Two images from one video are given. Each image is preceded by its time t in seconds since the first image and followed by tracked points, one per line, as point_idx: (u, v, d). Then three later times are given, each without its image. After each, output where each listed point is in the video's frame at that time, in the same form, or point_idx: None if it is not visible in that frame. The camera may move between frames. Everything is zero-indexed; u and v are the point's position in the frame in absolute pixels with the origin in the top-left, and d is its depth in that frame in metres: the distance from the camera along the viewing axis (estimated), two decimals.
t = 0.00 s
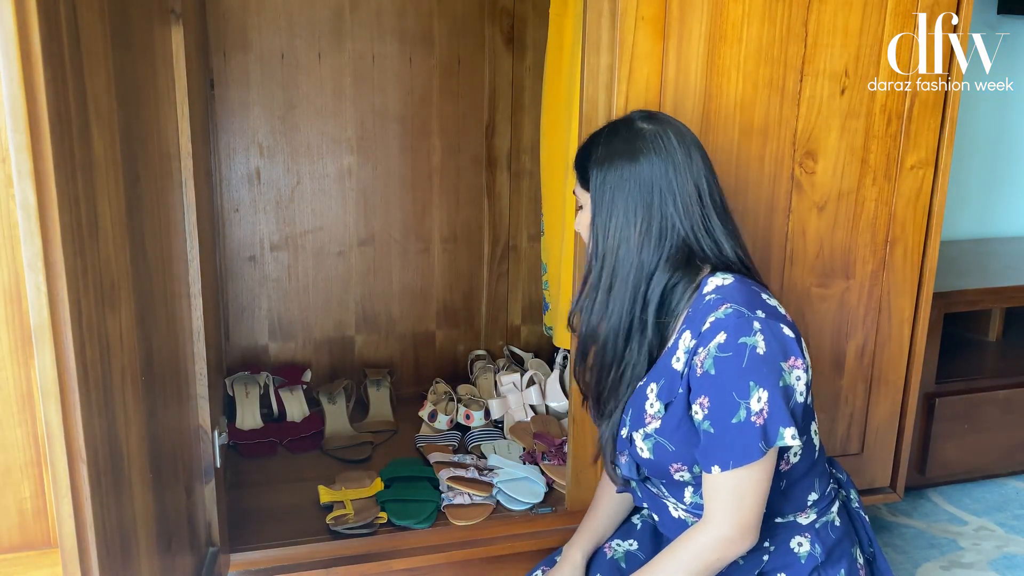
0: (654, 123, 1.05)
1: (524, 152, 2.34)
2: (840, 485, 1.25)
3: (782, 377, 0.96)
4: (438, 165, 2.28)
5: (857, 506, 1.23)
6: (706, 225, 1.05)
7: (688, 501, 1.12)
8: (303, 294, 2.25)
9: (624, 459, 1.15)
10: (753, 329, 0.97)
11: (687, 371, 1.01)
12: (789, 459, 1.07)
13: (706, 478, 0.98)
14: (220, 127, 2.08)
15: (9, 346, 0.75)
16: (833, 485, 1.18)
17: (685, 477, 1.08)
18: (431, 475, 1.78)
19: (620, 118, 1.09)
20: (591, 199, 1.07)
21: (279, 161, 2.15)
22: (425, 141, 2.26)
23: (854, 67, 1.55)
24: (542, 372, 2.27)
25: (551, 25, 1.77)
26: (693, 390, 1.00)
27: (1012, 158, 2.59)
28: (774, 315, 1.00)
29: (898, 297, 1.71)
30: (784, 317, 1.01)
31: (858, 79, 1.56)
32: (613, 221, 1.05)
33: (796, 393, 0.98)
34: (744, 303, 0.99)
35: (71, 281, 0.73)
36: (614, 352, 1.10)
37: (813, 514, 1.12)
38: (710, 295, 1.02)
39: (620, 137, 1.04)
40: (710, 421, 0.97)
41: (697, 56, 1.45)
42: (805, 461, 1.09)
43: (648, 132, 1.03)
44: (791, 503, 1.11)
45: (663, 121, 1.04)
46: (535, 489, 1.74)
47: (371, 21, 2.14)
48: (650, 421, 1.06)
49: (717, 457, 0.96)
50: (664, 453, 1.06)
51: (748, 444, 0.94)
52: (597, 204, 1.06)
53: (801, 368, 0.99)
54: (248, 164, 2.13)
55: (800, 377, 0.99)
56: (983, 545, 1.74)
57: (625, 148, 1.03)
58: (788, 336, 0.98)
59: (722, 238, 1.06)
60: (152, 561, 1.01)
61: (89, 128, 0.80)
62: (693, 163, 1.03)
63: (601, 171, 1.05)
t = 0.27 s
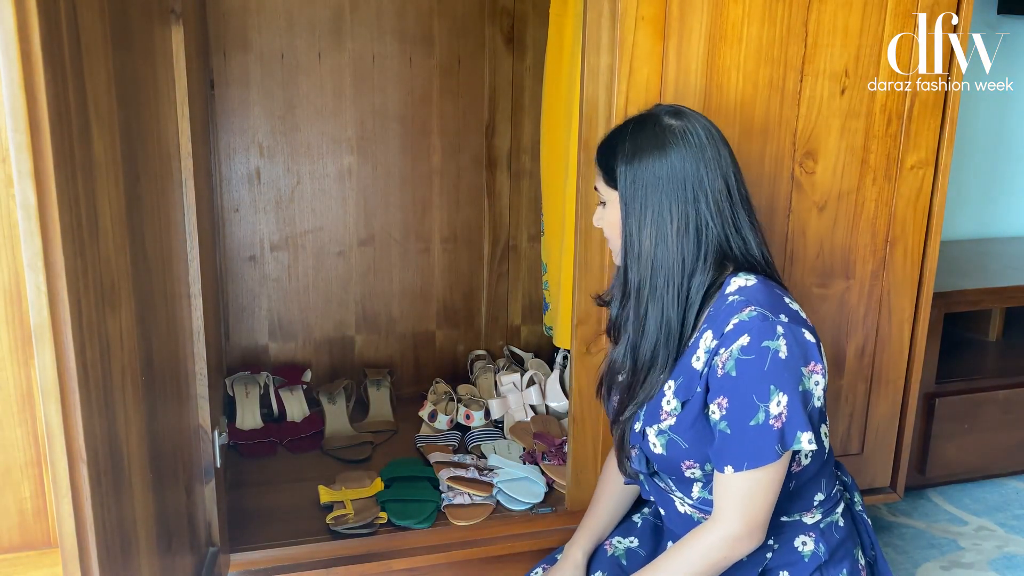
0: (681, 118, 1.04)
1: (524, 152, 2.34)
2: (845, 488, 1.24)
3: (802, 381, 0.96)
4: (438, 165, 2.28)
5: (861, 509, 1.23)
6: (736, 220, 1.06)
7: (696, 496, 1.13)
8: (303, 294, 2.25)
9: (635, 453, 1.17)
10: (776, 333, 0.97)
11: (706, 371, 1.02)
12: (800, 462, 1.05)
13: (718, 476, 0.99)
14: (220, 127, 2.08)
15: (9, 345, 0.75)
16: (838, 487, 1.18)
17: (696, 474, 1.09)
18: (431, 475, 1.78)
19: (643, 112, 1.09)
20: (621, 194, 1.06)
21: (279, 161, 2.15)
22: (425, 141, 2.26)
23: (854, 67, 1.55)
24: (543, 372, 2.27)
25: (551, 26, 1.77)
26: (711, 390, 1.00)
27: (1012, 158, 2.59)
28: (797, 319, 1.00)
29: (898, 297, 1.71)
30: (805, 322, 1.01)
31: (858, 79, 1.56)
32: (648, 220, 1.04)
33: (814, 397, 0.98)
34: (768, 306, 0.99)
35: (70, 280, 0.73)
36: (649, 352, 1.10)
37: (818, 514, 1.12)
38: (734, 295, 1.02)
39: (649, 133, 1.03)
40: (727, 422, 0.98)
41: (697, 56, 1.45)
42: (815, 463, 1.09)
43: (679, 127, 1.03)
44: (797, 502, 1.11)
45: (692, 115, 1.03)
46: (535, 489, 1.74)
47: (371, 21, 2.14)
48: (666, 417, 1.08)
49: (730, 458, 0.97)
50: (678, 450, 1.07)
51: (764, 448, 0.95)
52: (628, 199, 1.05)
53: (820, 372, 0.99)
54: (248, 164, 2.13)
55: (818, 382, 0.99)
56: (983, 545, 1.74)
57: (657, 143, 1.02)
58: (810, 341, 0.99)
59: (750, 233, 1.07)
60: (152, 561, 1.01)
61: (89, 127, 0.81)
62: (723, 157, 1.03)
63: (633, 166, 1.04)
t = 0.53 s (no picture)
0: (695, 115, 1.04)
1: (524, 152, 2.34)
2: (848, 489, 1.24)
3: (813, 385, 0.97)
4: (438, 165, 2.28)
5: (863, 510, 1.23)
6: (749, 218, 1.06)
7: (700, 494, 1.13)
8: (303, 294, 2.25)
9: (640, 451, 1.15)
10: (789, 336, 0.97)
11: (717, 371, 1.02)
12: (806, 464, 1.05)
13: (724, 476, 0.99)
14: (220, 127, 2.08)
15: (9, 345, 0.75)
16: (841, 488, 1.18)
17: (702, 474, 1.09)
18: (431, 475, 1.78)
19: (657, 110, 1.09)
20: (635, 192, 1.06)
21: (279, 161, 2.15)
22: (425, 141, 2.26)
23: (854, 67, 1.55)
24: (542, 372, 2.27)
25: (551, 26, 1.77)
26: (721, 389, 1.01)
27: (1012, 158, 2.59)
28: (809, 322, 1.00)
29: (898, 297, 1.71)
30: (818, 325, 1.02)
31: (858, 79, 1.56)
32: (664, 217, 1.04)
33: (824, 400, 0.99)
34: (781, 308, 0.99)
35: (70, 280, 0.73)
36: (663, 349, 1.09)
37: (821, 515, 1.12)
38: (746, 296, 1.02)
39: (664, 130, 1.04)
40: (736, 423, 0.98)
41: (697, 56, 1.45)
42: (820, 465, 1.09)
43: (693, 124, 1.03)
44: (800, 502, 1.11)
45: (706, 112, 1.04)
46: (535, 488, 1.74)
47: (371, 21, 2.14)
48: (674, 416, 1.08)
49: (738, 458, 0.97)
50: (685, 448, 1.07)
51: (773, 449, 0.95)
52: (642, 196, 1.05)
53: (830, 376, 0.99)
54: (249, 164, 2.13)
55: (829, 386, 1.00)
56: (983, 545, 1.74)
57: (672, 140, 1.02)
58: (821, 345, 0.99)
59: (763, 231, 1.08)
60: (152, 561, 1.01)
61: (89, 127, 0.80)
62: (737, 154, 1.03)
63: (648, 163, 1.03)
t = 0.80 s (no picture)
0: (676, 120, 1.03)
1: (524, 151, 2.34)
2: (849, 491, 1.24)
3: (813, 389, 0.97)
4: (438, 165, 2.28)
5: (865, 512, 1.23)
6: (740, 220, 1.05)
7: (702, 498, 1.13)
8: (303, 294, 2.25)
9: (642, 457, 1.17)
10: (788, 340, 0.97)
11: (717, 377, 1.02)
12: (808, 467, 1.06)
13: (726, 482, 0.99)
14: (220, 127, 2.08)
15: (9, 345, 0.75)
16: (843, 490, 1.18)
17: (704, 479, 1.10)
18: (431, 476, 1.78)
19: (641, 117, 1.08)
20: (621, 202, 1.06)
21: (278, 161, 2.15)
22: (425, 140, 2.26)
23: (855, 67, 1.55)
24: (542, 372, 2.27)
25: (551, 26, 1.77)
26: (721, 395, 1.01)
27: (1012, 158, 2.59)
28: (807, 326, 1.00)
29: (899, 297, 1.71)
30: (816, 328, 1.02)
31: (858, 79, 1.56)
32: (649, 226, 1.03)
33: (825, 404, 0.99)
34: (780, 313, 0.99)
35: (71, 280, 0.73)
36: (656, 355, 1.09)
37: (823, 518, 1.12)
38: (745, 301, 1.02)
39: (645, 139, 1.03)
40: (737, 428, 0.98)
41: (697, 56, 1.45)
42: (822, 469, 1.09)
43: (675, 130, 1.02)
44: (801, 506, 1.11)
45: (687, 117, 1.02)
46: (535, 489, 1.74)
47: (371, 21, 2.14)
48: (675, 422, 1.08)
49: (739, 464, 0.97)
50: (686, 454, 1.07)
51: (774, 455, 0.95)
52: (628, 206, 1.04)
53: (831, 380, 0.99)
54: (249, 164, 2.13)
55: (830, 389, 0.99)
56: (983, 545, 1.74)
57: (653, 149, 1.02)
58: (821, 348, 0.99)
59: (755, 231, 1.06)
60: (152, 561, 1.01)
61: (89, 127, 0.80)
62: (722, 158, 1.02)
63: (630, 174, 1.03)
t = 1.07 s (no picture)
0: (656, 124, 1.03)
1: (525, 151, 2.34)
2: (844, 489, 1.24)
3: (800, 393, 0.97)
4: (439, 165, 2.28)
5: (861, 509, 1.23)
6: (716, 228, 1.04)
7: (696, 504, 1.13)
8: (303, 294, 2.25)
9: (633, 465, 1.17)
10: (773, 346, 0.97)
11: (704, 385, 1.02)
12: (800, 470, 1.05)
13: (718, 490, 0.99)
14: (220, 127, 2.08)
15: (9, 345, 0.75)
16: (837, 489, 1.18)
17: (697, 486, 1.10)
18: (431, 476, 1.78)
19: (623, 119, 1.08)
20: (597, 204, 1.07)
21: (278, 161, 2.15)
22: (425, 140, 2.26)
23: (855, 67, 1.55)
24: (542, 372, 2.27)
25: (551, 26, 1.77)
26: (708, 403, 1.01)
27: (1012, 158, 2.59)
28: (791, 329, 1.00)
29: (898, 297, 1.71)
30: (801, 330, 1.01)
31: (858, 79, 1.56)
32: (618, 229, 1.04)
33: (813, 408, 0.99)
34: (763, 318, 0.99)
35: (70, 280, 0.73)
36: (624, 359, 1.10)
37: (818, 518, 1.12)
38: (729, 308, 1.02)
39: (621, 141, 1.04)
40: (726, 436, 0.98)
41: (697, 56, 1.45)
42: (814, 471, 1.09)
43: (654, 135, 1.02)
44: (794, 507, 1.11)
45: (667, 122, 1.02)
46: (534, 489, 1.74)
47: (371, 21, 2.14)
48: (665, 432, 1.08)
49: (730, 471, 0.97)
50: (678, 463, 1.08)
51: (763, 462, 0.95)
52: (602, 209, 1.05)
53: (817, 382, 0.99)
54: (248, 164, 2.13)
55: (816, 392, 1.00)
56: (983, 545, 1.74)
57: (629, 153, 1.02)
58: (805, 350, 0.99)
59: (731, 237, 1.06)
60: (152, 561, 1.01)
61: (89, 127, 0.80)
62: (698, 164, 1.02)
63: (607, 176, 1.04)
